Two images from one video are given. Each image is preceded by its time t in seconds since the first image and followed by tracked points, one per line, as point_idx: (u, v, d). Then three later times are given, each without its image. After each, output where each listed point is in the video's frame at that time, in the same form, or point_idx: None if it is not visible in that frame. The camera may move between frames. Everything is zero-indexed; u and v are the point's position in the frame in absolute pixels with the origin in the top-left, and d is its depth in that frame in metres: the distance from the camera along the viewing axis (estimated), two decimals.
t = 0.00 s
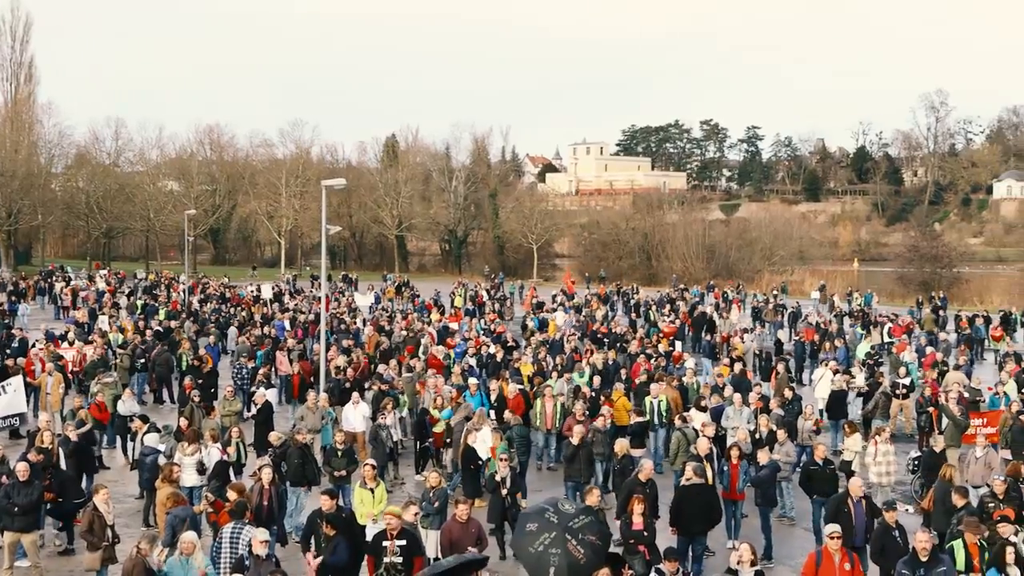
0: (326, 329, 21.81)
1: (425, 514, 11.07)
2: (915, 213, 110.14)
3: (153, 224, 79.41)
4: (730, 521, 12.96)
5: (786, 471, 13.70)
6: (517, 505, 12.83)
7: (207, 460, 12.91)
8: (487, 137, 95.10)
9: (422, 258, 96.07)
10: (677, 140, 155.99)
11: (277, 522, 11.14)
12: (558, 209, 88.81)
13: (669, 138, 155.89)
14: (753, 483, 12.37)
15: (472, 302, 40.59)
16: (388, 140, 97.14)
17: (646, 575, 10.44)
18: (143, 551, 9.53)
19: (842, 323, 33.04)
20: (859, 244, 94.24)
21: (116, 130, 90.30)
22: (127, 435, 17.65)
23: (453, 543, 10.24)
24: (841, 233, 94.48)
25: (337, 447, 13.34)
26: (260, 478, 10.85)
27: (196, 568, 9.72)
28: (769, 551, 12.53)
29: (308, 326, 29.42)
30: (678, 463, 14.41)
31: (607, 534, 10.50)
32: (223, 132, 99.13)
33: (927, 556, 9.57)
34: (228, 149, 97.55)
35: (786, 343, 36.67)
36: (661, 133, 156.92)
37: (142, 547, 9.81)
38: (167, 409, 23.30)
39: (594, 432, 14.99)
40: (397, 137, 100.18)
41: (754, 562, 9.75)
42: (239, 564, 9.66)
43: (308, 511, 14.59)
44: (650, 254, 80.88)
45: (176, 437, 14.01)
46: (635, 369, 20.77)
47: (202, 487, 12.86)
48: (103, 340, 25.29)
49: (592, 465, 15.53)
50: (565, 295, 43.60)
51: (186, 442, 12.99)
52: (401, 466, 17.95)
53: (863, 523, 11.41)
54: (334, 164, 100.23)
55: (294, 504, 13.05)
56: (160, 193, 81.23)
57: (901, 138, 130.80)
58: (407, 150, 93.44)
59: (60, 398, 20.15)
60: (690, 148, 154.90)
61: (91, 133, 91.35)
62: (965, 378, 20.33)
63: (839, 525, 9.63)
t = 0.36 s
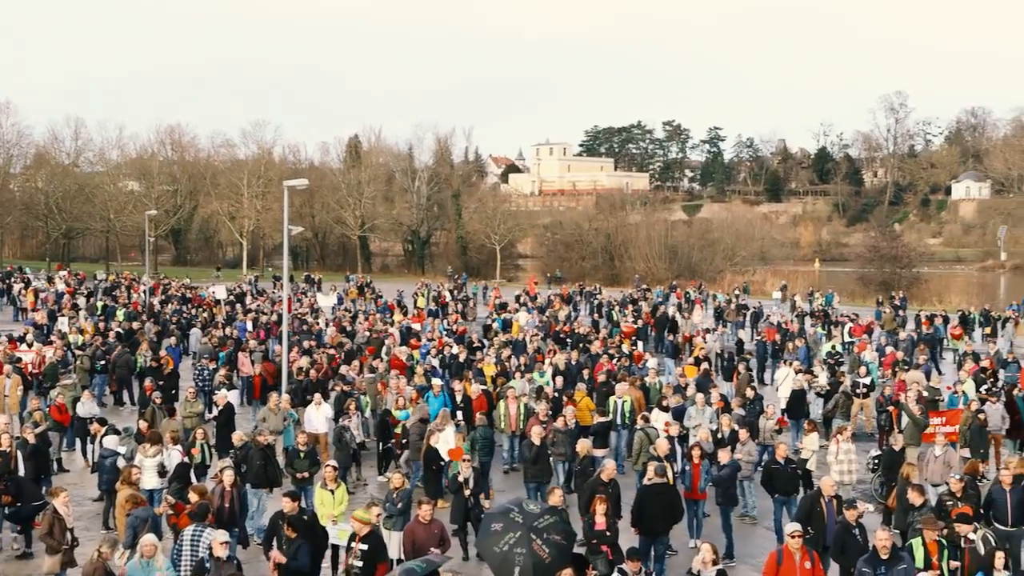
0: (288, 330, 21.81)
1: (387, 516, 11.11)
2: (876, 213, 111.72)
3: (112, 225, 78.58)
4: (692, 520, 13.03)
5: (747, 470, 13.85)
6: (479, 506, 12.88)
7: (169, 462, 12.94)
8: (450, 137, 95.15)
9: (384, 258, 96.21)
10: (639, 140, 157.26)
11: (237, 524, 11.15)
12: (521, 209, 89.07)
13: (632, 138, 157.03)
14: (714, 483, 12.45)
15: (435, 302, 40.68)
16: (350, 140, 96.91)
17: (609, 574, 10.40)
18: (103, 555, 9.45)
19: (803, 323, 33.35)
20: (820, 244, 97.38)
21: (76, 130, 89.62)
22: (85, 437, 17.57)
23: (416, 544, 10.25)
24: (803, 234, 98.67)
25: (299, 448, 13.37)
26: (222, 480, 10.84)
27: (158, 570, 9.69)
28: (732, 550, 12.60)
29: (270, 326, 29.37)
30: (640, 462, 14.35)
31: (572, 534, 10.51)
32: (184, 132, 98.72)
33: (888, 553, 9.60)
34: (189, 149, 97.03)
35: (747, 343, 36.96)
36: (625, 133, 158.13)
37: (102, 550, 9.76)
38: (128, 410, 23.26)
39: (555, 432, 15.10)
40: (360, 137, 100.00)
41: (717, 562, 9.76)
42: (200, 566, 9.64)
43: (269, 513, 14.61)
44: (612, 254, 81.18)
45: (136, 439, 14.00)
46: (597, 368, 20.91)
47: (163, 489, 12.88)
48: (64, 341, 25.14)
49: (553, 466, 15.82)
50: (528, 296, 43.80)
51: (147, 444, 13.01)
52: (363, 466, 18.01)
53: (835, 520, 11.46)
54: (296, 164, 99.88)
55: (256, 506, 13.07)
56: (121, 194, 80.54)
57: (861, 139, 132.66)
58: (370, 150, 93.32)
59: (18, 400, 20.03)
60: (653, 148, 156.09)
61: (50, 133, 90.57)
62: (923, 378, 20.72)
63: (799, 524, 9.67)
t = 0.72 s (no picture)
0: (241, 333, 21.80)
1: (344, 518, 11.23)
2: (829, 215, 113.36)
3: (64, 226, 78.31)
4: (647, 520, 13.11)
5: (701, 470, 14.05)
6: (435, 507, 12.94)
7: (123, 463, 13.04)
8: (406, 138, 95.36)
9: (340, 259, 96.73)
10: (595, 142, 158.21)
11: (190, 526, 11.17)
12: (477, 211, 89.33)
13: (587, 139, 158.06)
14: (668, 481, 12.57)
15: (391, 303, 40.74)
16: (306, 141, 96.89)
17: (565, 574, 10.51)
18: (56, 559, 9.31)
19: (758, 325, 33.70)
20: (774, 245, 99.33)
21: (27, 130, 89.08)
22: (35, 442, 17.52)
23: (371, 545, 10.22)
24: (757, 235, 100.24)
25: (254, 450, 13.41)
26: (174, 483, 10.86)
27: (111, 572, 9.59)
28: (685, 550, 12.73)
29: (224, 327, 29.26)
30: (595, 462, 14.40)
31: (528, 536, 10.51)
32: (138, 132, 98.55)
33: (841, 552, 9.67)
34: (143, 149, 96.85)
35: (702, 343, 37.35)
36: (581, 135, 159.20)
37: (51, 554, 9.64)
38: (79, 413, 23.17)
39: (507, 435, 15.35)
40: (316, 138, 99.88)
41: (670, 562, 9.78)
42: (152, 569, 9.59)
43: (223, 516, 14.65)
44: (568, 255, 81.75)
45: (88, 441, 14.00)
46: (554, 368, 21.12)
47: (116, 491, 12.93)
48: (14, 344, 24.95)
49: (508, 467, 15.85)
50: (484, 296, 43.93)
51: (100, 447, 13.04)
52: (319, 469, 18.09)
53: (786, 522, 11.56)
54: (251, 164, 99.70)
55: (209, 509, 13.13)
56: (73, 194, 80.20)
57: (815, 141, 134.37)
58: (326, 151, 93.38)
59: None
60: (608, 150, 157.01)
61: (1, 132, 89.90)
62: (874, 378, 20.96)
63: (753, 523, 9.69)
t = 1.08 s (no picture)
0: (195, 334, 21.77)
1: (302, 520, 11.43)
2: (784, 216, 114.76)
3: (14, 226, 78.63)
4: (603, 520, 13.18)
5: (657, 470, 14.23)
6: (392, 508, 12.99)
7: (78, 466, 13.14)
8: (363, 139, 95.59)
9: (297, 259, 97.18)
10: (552, 142, 158.83)
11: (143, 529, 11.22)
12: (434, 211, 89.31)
13: (544, 140, 158.55)
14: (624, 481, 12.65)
15: (347, 304, 40.91)
16: (262, 141, 96.95)
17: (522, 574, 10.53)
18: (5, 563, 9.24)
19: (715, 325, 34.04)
20: (731, 244, 100.13)
21: None
22: None
23: (326, 545, 10.23)
24: (713, 236, 100.96)
25: (209, 452, 13.52)
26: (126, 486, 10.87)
27: None
28: (641, 549, 12.83)
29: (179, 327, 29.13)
30: (552, 463, 14.40)
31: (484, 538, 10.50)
32: (91, 132, 98.37)
33: (795, 550, 9.75)
34: (96, 149, 96.58)
35: (660, 343, 37.81)
36: (536, 135, 159.63)
37: None
38: (31, 415, 23.08)
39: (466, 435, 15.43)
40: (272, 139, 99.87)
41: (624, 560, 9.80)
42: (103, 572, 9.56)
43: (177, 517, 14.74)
44: (525, 255, 82.17)
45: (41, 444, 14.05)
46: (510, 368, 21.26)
47: (69, 495, 13.00)
48: None
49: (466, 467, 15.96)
50: (440, 297, 44.08)
51: (54, 451, 13.09)
52: (275, 470, 18.19)
53: (731, 524, 11.46)
54: (206, 165, 99.55)
55: (163, 511, 13.29)
56: (23, 194, 80.70)
57: (769, 142, 135.59)
58: (282, 151, 93.40)
59: None
60: (565, 150, 157.67)
61: None
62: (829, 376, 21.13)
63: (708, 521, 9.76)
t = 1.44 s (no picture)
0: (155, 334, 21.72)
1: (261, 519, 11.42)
2: (746, 214, 115.56)
3: None
4: (566, 518, 13.25)
5: (619, 469, 14.30)
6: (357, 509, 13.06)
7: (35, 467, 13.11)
8: (325, 138, 95.48)
9: (259, 259, 96.45)
10: (514, 141, 159.03)
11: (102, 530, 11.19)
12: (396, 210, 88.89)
13: (507, 139, 158.79)
14: (587, 480, 12.70)
15: (310, 304, 40.98)
16: (223, 139, 96.69)
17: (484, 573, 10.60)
18: None
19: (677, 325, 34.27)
20: (692, 244, 100.63)
21: None
22: None
23: (288, 545, 10.25)
24: (676, 235, 101.42)
25: (169, 453, 13.52)
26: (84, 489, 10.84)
27: None
28: (604, 548, 12.93)
29: (138, 327, 28.95)
30: (514, 462, 14.46)
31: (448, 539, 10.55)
32: (50, 130, 97.89)
33: (756, 548, 9.81)
34: (55, 147, 96.07)
35: (623, 342, 38.11)
36: (500, 134, 159.85)
37: None
38: None
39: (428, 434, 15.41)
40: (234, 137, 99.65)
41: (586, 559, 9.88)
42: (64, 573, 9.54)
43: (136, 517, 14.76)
44: (488, 255, 82.41)
45: None
46: (473, 368, 21.39)
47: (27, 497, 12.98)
48: None
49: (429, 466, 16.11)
50: (403, 296, 44.17)
51: (14, 453, 13.05)
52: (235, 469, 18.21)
53: (684, 524, 11.49)
54: (167, 163, 99.16)
55: (124, 511, 13.25)
56: None
57: (731, 141, 136.20)
58: (243, 151, 93.10)
59: None
60: (528, 150, 157.87)
61: None
62: (790, 376, 21.34)
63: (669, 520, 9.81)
